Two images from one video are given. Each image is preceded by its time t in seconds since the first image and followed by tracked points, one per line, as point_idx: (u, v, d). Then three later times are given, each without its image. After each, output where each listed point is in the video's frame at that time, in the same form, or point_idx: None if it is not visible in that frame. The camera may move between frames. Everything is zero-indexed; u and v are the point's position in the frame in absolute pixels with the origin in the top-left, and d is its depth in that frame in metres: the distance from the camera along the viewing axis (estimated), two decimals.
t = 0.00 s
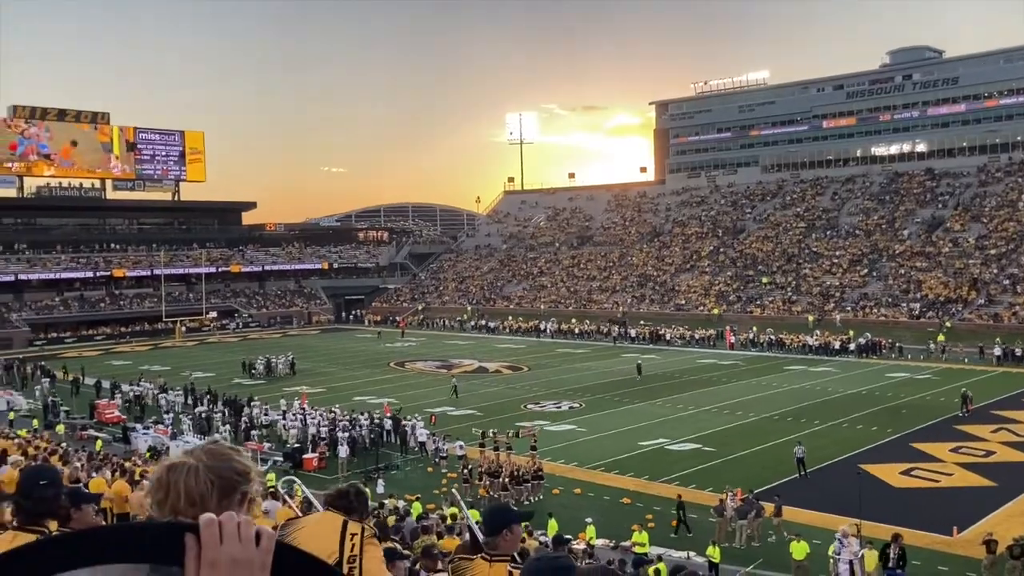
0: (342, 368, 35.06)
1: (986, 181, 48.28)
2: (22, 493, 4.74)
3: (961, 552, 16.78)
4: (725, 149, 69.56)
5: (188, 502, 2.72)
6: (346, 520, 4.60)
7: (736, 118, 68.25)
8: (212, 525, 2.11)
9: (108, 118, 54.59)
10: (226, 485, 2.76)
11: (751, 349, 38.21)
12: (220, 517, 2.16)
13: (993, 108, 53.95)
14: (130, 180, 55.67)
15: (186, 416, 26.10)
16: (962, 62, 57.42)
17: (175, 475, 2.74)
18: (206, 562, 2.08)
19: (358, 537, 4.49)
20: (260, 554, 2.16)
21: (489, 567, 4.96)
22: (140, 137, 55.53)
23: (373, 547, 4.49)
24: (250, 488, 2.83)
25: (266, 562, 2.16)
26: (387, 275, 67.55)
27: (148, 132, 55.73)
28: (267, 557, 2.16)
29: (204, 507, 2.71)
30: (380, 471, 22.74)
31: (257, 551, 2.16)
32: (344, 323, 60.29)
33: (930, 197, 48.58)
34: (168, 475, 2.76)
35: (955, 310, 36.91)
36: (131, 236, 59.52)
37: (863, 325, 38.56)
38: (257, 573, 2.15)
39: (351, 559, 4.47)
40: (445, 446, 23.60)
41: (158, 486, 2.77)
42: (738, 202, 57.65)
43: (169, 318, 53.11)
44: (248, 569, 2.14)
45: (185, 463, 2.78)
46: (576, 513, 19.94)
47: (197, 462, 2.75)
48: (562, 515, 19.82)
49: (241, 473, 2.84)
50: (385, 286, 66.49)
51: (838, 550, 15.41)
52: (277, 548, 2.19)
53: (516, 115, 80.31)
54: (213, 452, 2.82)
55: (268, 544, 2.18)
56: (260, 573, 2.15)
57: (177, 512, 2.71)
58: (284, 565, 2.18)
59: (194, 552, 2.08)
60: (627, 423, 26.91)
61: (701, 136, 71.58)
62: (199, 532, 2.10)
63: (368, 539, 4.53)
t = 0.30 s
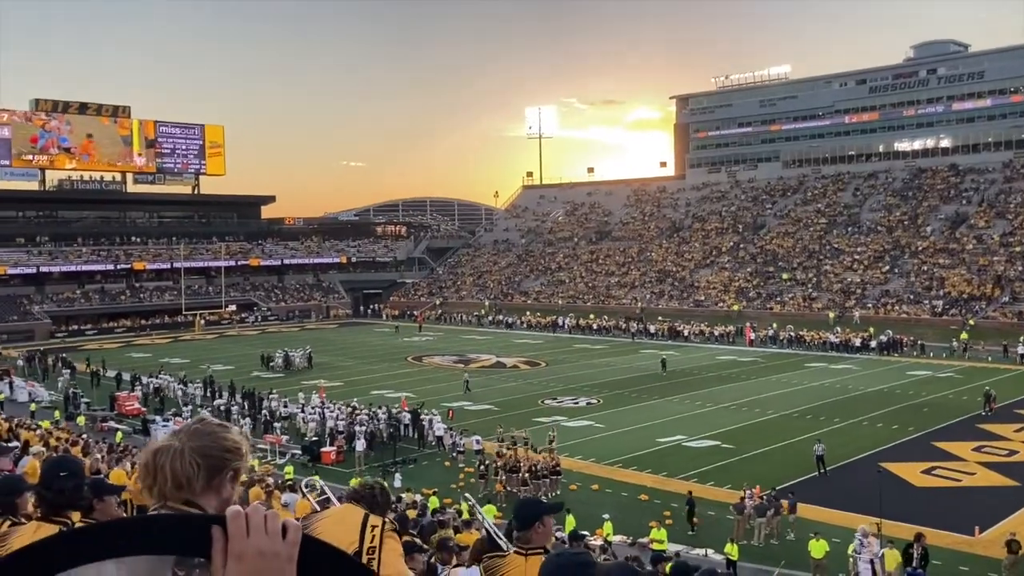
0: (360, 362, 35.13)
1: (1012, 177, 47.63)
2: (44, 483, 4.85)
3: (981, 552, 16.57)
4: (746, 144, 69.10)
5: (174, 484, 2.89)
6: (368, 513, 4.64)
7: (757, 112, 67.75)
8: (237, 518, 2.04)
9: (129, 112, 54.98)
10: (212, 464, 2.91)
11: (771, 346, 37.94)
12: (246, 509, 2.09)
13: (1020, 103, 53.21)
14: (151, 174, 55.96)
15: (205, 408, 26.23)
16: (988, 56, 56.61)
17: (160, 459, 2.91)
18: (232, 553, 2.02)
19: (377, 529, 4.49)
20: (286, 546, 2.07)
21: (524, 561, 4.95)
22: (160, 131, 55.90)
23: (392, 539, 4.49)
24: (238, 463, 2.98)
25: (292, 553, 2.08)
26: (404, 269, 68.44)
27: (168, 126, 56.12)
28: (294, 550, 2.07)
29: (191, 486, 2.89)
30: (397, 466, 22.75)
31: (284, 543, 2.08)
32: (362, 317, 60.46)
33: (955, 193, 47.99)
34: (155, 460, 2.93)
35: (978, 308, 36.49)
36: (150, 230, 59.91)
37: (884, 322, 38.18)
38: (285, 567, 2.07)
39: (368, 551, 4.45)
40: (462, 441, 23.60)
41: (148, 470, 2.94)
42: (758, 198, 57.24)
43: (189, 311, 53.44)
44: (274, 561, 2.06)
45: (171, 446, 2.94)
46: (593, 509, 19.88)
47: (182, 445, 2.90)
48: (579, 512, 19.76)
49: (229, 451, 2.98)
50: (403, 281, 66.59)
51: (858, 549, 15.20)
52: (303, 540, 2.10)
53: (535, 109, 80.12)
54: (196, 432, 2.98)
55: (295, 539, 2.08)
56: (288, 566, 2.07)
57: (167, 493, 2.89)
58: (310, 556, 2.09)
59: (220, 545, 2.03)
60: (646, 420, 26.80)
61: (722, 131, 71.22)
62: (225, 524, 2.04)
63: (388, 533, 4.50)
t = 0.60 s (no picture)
0: (372, 357, 35.26)
1: None
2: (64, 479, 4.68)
3: (996, 553, 16.50)
4: (760, 141, 68.93)
5: (183, 478, 2.96)
6: (370, 515, 5.16)
7: (770, 110, 67.58)
8: (272, 522, 2.05)
9: (145, 107, 55.29)
10: (222, 461, 2.99)
11: (783, 344, 37.83)
12: (281, 513, 2.11)
13: None
14: (166, 168, 56.26)
15: (218, 403, 26.38)
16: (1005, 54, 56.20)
17: (172, 452, 2.97)
18: (267, 557, 2.04)
19: (382, 535, 5.03)
20: (322, 551, 2.10)
21: (544, 562, 4.98)
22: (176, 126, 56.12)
23: (401, 538, 5.09)
24: (244, 461, 3.06)
25: (327, 560, 2.09)
26: (417, 265, 68.31)
27: (183, 121, 56.32)
28: (329, 555, 2.09)
29: (200, 481, 2.97)
30: (409, 461, 22.84)
31: (320, 547, 2.10)
32: (374, 312, 60.63)
33: (970, 191, 47.72)
34: (164, 454, 3.00)
35: (992, 308, 36.37)
36: (163, 225, 60.21)
37: (898, 322, 38.03)
38: (320, 570, 2.09)
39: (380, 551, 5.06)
40: (473, 437, 23.66)
41: (156, 465, 3.01)
42: (772, 195, 57.09)
43: (202, 306, 53.71)
44: (311, 565, 2.08)
45: (179, 441, 3.01)
46: (605, 506, 19.89)
47: (192, 440, 2.98)
48: (590, 509, 19.79)
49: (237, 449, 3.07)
50: (415, 277, 66.73)
51: (873, 550, 15.16)
52: (338, 544, 2.11)
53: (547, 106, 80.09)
54: (205, 428, 3.06)
55: (330, 544, 2.10)
56: (323, 568, 2.09)
57: (175, 487, 2.97)
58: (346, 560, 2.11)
59: (255, 549, 2.05)
60: (658, 417, 26.79)
61: (735, 128, 71.06)
62: (260, 528, 2.05)
63: (393, 535, 5.08)
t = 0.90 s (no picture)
0: (379, 352, 35.25)
1: None
2: (82, 475, 4.65)
3: (1004, 553, 16.43)
4: (769, 138, 68.81)
5: (196, 476, 2.95)
6: (388, 506, 5.17)
7: (779, 107, 67.49)
8: (321, 530, 2.04)
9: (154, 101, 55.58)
10: (234, 458, 2.98)
11: (791, 342, 37.76)
12: (329, 520, 2.08)
13: None
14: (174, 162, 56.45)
15: (226, 397, 26.46)
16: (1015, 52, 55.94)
17: (184, 449, 2.96)
18: (316, 566, 2.02)
19: (399, 527, 5.04)
20: (370, 561, 2.07)
21: (547, 552, 4.92)
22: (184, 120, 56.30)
23: (416, 530, 5.06)
24: (256, 458, 3.04)
25: (376, 566, 2.07)
26: (425, 261, 68.30)
27: (192, 115, 56.49)
28: (379, 563, 2.07)
29: (212, 479, 2.94)
30: (416, 457, 22.85)
31: (369, 556, 2.07)
32: (381, 308, 60.68)
33: (978, 190, 47.55)
34: (177, 450, 2.98)
35: (1001, 307, 36.23)
36: (171, 220, 60.37)
37: (906, 320, 37.97)
38: None
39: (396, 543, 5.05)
40: (480, 433, 23.66)
41: (168, 463, 2.98)
42: (779, 193, 56.98)
43: (209, 300, 53.84)
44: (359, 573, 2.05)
45: (191, 440, 2.99)
46: (612, 503, 19.86)
47: (204, 436, 2.95)
48: (597, 505, 19.77)
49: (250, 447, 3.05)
50: (422, 272, 66.75)
51: (881, 548, 15.08)
52: (387, 554, 2.10)
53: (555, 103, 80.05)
54: (218, 425, 3.04)
55: (379, 552, 2.09)
56: None
57: (187, 485, 2.95)
58: (394, 568, 2.10)
59: (301, 559, 2.03)
60: (665, 414, 26.76)
61: (744, 125, 70.96)
62: (309, 535, 2.04)
63: (410, 527, 5.09)
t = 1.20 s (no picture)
0: (383, 349, 35.29)
1: None
2: (95, 470, 4.66)
3: (1008, 554, 16.41)
4: (774, 138, 68.76)
5: (227, 473, 3.09)
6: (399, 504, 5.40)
7: (784, 107, 67.49)
8: (366, 530, 2.04)
9: (160, 96, 55.58)
10: (263, 454, 3.13)
11: (795, 341, 37.70)
12: (374, 521, 2.09)
13: None
14: (179, 158, 56.46)
15: (230, 393, 26.51)
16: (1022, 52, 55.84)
17: (215, 444, 3.11)
18: (362, 566, 2.03)
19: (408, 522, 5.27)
20: (415, 562, 2.10)
21: (539, 548, 4.90)
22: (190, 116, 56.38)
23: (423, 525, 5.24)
24: (286, 454, 3.20)
25: (421, 568, 2.10)
26: (429, 258, 68.80)
27: (197, 111, 56.58)
28: (423, 564, 2.10)
29: (241, 476, 3.10)
30: (420, 453, 22.87)
31: (413, 556, 2.10)
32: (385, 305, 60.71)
33: (984, 190, 47.47)
34: (206, 448, 3.14)
35: (1006, 308, 36.16)
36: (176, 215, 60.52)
37: (910, 321, 37.93)
38: None
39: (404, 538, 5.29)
40: (484, 430, 23.71)
41: (199, 459, 3.14)
42: (784, 192, 56.90)
43: (214, 296, 53.92)
44: (404, 574, 2.07)
45: (222, 435, 3.15)
46: (615, 502, 19.84)
47: (235, 433, 3.11)
48: (601, 504, 19.78)
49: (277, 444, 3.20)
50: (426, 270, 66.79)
51: (887, 548, 15.09)
52: (430, 556, 2.13)
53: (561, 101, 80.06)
54: (248, 423, 3.21)
55: (423, 553, 2.12)
56: None
57: (218, 481, 3.10)
58: (438, 568, 2.13)
59: (348, 558, 2.04)
60: (669, 413, 26.75)
61: (749, 124, 70.97)
62: (354, 536, 2.05)
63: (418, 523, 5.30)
